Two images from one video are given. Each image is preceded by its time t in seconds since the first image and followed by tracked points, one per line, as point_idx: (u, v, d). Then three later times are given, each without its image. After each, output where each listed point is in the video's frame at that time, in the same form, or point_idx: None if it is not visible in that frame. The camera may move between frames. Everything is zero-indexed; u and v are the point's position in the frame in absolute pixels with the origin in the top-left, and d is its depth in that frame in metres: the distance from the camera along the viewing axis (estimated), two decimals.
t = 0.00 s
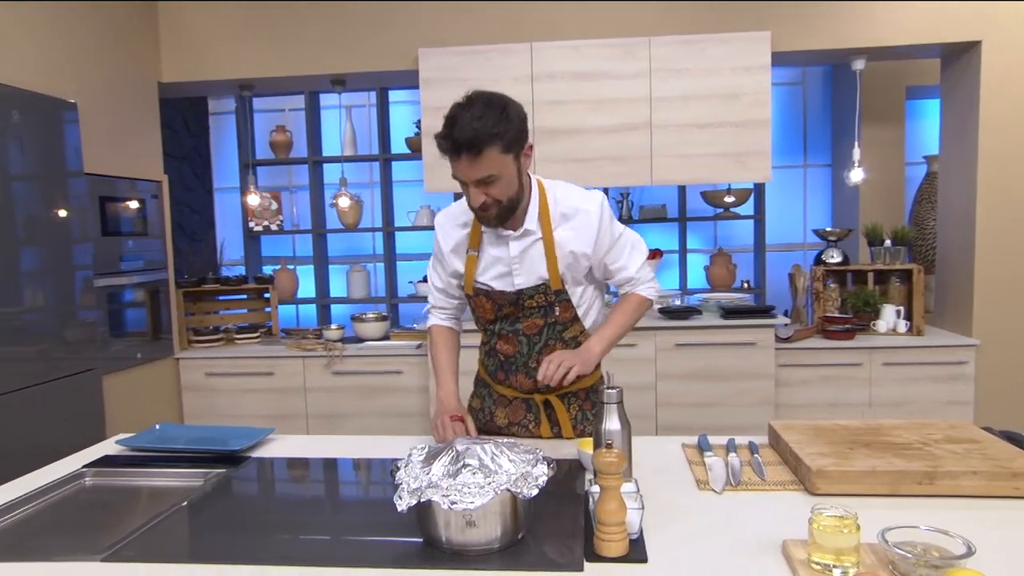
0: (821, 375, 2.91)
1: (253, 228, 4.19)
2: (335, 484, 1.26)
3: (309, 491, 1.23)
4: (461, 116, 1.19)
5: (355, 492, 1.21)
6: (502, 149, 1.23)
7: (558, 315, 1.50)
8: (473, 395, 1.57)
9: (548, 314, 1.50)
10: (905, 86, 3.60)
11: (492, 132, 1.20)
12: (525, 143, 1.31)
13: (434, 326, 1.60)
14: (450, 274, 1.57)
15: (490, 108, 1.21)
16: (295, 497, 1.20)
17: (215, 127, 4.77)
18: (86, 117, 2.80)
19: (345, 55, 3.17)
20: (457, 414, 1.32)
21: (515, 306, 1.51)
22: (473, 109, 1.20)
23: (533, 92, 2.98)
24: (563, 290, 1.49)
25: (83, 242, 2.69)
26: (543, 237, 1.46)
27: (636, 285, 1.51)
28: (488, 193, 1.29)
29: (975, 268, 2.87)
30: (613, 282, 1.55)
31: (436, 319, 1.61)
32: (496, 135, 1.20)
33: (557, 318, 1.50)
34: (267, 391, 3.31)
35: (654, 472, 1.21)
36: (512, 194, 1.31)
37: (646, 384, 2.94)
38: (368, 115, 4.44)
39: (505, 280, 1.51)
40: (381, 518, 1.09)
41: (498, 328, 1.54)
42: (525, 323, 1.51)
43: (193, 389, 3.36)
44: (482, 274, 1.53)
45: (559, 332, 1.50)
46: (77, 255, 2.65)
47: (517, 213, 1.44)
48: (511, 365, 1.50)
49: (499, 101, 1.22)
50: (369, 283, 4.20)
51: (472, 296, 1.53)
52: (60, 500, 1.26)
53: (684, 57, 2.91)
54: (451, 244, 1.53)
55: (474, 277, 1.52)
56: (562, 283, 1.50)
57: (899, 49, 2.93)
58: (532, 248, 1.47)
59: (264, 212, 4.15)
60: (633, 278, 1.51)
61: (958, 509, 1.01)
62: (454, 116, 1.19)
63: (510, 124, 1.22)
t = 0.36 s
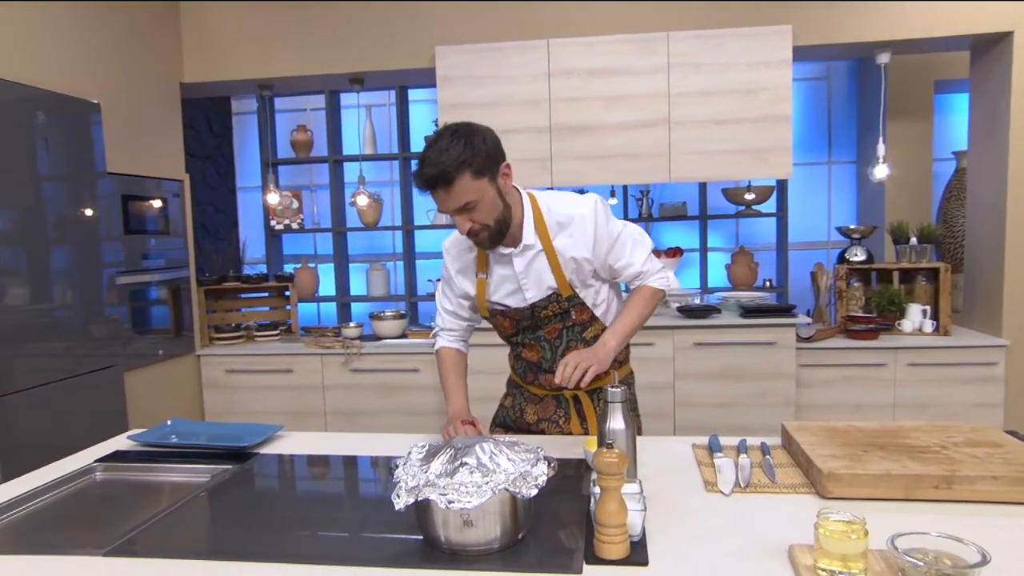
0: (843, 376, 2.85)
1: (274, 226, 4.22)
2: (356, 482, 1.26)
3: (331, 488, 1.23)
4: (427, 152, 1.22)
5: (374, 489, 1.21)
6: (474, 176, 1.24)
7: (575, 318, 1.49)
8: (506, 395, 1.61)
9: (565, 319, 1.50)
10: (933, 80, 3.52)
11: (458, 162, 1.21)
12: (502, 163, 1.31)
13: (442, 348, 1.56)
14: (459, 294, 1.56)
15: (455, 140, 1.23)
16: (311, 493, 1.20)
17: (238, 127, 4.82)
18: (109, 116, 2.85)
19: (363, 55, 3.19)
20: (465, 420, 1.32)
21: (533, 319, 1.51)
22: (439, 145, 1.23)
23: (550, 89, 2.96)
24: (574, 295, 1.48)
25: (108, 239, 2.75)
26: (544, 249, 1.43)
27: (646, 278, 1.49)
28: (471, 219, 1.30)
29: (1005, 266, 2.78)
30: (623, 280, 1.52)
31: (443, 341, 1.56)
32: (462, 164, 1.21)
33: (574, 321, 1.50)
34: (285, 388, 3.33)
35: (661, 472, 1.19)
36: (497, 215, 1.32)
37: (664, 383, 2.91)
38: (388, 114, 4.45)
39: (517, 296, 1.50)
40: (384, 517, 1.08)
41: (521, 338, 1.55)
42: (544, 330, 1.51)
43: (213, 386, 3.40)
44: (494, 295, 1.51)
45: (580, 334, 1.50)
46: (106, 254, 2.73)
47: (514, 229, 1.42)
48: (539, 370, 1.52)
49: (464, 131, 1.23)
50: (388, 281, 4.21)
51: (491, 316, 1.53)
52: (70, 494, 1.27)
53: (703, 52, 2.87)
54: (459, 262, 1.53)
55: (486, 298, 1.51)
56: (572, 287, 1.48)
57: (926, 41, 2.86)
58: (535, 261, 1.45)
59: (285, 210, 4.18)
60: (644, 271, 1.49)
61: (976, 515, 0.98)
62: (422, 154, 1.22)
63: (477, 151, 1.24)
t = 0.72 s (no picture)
0: (864, 377, 2.79)
1: (292, 224, 4.23)
2: (371, 479, 1.26)
3: (348, 487, 1.23)
4: (424, 161, 1.20)
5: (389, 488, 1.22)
6: (472, 187, 1.22)
7: (585, 320, 1.46)
8: (518, 395, 1.58)
9: (577, 321, 1.46)
10: (959, 74, 3.43)
11: (455, 173, 1.19)
12: (502, 175, 1.28)
13: (454, 356, 1.55)
14: (467, 304, 1.52)
15: (452, 149, 1.21)
16: (325, 491, 1.20)
17: (257, 125, 4.86)
18: (127, 115, 2.88)
19: (377, 53, 3.18)
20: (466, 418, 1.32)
21: (543, 325, 1.47)
22: (437, 154, 1.21)
23: (565, 85, 2.93)
24: (583, 298, 1.45)
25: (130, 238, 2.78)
26: (549, 256, 1.40)
27: (654, 276, 1.45)
28: (468, 231, 1.27)
29: None
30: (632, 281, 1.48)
31: (455, 348, 1.55)
32: (458, 174, 1.19)
33: (585, 323, 1.47)
34: (300, 386, 3.34)
35: (669, 477, 1.16)
36: (496, 228, 1.29)
37: (680, 383, 2.87)
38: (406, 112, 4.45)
39: (525, 304, 1.46)
40: (383, 520, 1.07)
41: (532, 342, 1.51)
42: (557, 333, 1.48)
43: (230, 383, 3.42)
44: (502, 304, 1.47)
45: (592, 335, 1.47)
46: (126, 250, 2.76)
47: (517, 237, 1.39)
48: (553, 373, 1.49)
49: (464, 141, 1.22)
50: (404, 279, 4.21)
51: (502, 325, 1.50)
52: (75, 493, 1.28)
53: (720, 47, 2.82)
54: (466, 274, 1.49)
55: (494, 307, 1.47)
56: (579, 292, 1.45)
57: (952, 34, 2.78)
58: (540, 269, 1.41)
59: (303, 208, 4.19)
60: (652, 270, 1.44)
61: (998, 528, 0.93)
62: (419, 163, 1.21)
63: (475, 162, 1.22)
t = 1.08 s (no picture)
0: (884, 379, 2.72)
1: (306, 222, 4.23)
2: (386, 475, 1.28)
3: (361, 484, 1.24)
4: (428, 159, 1.18)
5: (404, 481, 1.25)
6: (475, 188, 1.19)
7: (593, 323, 1.43)
8: (523, 395, 1.55)
9: (584, 324, 1.43)
10: (985, 68, 3.34)
11: (458, 173, 1.16)
12: (506, 178, 1.25)
13: (460, 359, 1.53)
14: (472, 308, 1.50)
15: (457, 149, 1.19)
16: (341, 487, 1.22)
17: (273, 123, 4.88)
18: (143, 115, 2.90)
19: (390, 50, 3.17)
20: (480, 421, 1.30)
21: (550, 329, 1.44)
22: (440, 152, 1.19)
23: (578, 81, 2.89)
24: (591, 302, 1.42)
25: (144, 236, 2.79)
26: (556, 260, 1.37)
27: (662, 278, 1.43)
28: (470, 233, 1.24)
29: None
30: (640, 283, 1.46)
31: (462, 351, 1.53)
32: (461, 174, 1.16)
33: (593, 326, 1.43)
34: (313, 383, 3.34)
35: (676, 484, 1.13)
36: (499, 232, 1.26)
37: (695, 384, 2.82)
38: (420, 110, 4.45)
39: (532, 309, 1.43)
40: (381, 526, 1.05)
41: (539, 343, 1.48)
42: (564, 335, 1.45)
43: (243, 380, 3.43)
44: (507, 308, 1.45)
45: (600, 338, 1.44)
46: (146, 248, 2.86)
47: (523, 240, 1.36)
48: (559, 376, 1.46)
49: (469, 141, 1.19)
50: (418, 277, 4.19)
51: (507, 329, 1.47)
52: (76, 493, 1.27)
53: (736, 41, 2.77)
54: (469, 277, 1.46)
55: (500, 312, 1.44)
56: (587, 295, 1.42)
57: (977, 25, 2.71)
58: (547, 273, 1.38)
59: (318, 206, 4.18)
60: (660, 274, 1.42)
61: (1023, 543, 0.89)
62: (422, 161, 1.18)
63: (479, 163, 1.19)
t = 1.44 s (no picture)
0: (901, 379, 2.67)
1: (319, 219, 4.22)
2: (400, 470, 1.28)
3: (374, 481, 1.23)
4: (420, 167, 1.15)
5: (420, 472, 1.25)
6: (471, 193, 1.16)
7: (597, 326, 1.41)
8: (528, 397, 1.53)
9: (588, 327, 1.41)
10: (1007, 61, 3.26)
11: (452, 180, 1.14)
12: (504, 179, 1.22)
13: (467, 360, 1.51)
14: (477, 309, 1.47)
15: (450, 153, 1.16)
16: (352, 486, 1.21)
17: (286, 120, 4.90)
18: (154, 113, 2.90)
19: (400, 46, 3.15)
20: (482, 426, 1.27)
21: (552, 331, 1.43)
22: (433, 159, 1.16)
23: (589, 77, 2.85)
24: (594, 305, 1.39)
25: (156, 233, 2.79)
26: (558, 263, 1.34)
27: (669, 282, 1.39)
28: (469, 237, 1.22)
29: None
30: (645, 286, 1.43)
31: (469, 352, 1.51)
32: (455, 180, 1.14)
33: (597, 328, 1.41)
34: (324, 381, 3.34)
35: (683, 490, 1.10)
36: (499, 234, 1.24)
37: (708, 383, 2.78)
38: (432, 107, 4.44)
39: (534, 311, 1.41)
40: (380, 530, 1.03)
41: (543, 345, 1.47)
42: (568, 337, 1.43)
43: (255, 377, 3.43)
44: (509, 309, 1.43)
45: (604, 341, 1.42)
46: (158, 244, 2.87)
47: (523, 242, 1.34)
48: (562, 378, 1.44)
49: (462, 145, 1.16)
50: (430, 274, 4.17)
51: (510, 331, 1.46)
52: (77, 493, 1.27)
53: (751, 35, 2.71)
54: (472, 279, 1.44)
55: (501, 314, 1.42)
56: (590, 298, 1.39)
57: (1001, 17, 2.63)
58: (548, 276, 1.36)
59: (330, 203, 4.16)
60: (665, 278, 1.39)
61: None
62: (415, 168, 1.16)
63: (474, 167, 1.16)
